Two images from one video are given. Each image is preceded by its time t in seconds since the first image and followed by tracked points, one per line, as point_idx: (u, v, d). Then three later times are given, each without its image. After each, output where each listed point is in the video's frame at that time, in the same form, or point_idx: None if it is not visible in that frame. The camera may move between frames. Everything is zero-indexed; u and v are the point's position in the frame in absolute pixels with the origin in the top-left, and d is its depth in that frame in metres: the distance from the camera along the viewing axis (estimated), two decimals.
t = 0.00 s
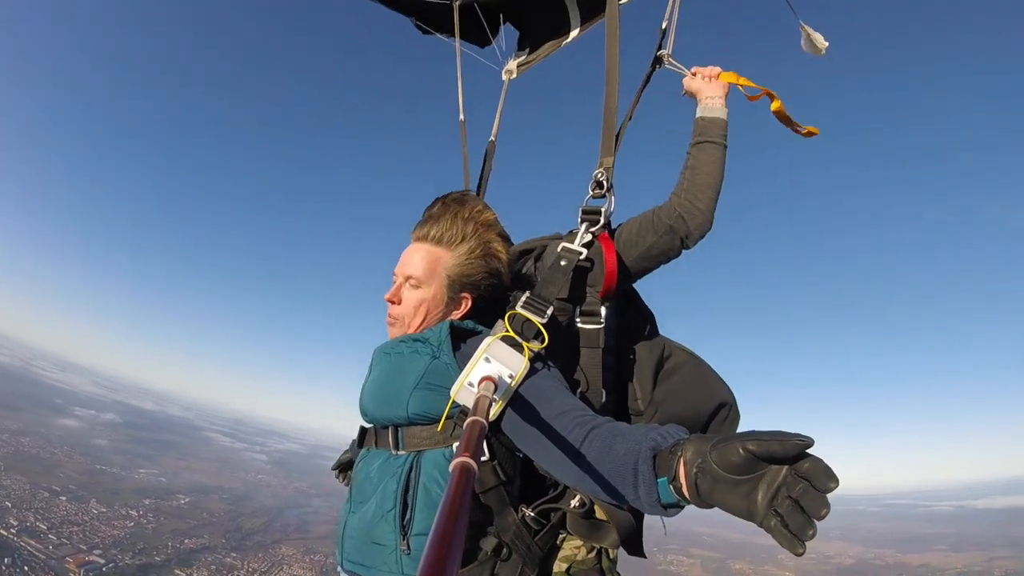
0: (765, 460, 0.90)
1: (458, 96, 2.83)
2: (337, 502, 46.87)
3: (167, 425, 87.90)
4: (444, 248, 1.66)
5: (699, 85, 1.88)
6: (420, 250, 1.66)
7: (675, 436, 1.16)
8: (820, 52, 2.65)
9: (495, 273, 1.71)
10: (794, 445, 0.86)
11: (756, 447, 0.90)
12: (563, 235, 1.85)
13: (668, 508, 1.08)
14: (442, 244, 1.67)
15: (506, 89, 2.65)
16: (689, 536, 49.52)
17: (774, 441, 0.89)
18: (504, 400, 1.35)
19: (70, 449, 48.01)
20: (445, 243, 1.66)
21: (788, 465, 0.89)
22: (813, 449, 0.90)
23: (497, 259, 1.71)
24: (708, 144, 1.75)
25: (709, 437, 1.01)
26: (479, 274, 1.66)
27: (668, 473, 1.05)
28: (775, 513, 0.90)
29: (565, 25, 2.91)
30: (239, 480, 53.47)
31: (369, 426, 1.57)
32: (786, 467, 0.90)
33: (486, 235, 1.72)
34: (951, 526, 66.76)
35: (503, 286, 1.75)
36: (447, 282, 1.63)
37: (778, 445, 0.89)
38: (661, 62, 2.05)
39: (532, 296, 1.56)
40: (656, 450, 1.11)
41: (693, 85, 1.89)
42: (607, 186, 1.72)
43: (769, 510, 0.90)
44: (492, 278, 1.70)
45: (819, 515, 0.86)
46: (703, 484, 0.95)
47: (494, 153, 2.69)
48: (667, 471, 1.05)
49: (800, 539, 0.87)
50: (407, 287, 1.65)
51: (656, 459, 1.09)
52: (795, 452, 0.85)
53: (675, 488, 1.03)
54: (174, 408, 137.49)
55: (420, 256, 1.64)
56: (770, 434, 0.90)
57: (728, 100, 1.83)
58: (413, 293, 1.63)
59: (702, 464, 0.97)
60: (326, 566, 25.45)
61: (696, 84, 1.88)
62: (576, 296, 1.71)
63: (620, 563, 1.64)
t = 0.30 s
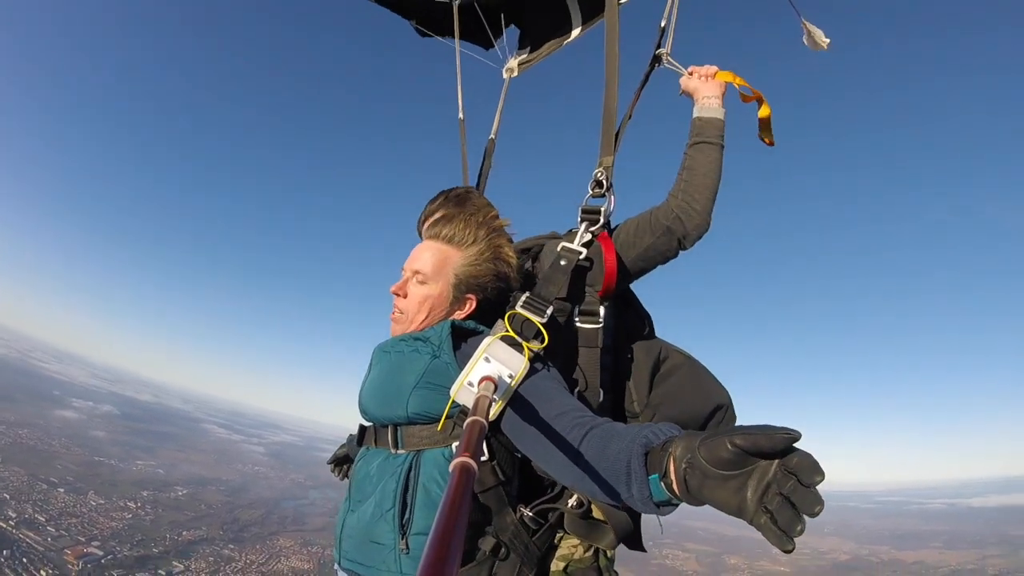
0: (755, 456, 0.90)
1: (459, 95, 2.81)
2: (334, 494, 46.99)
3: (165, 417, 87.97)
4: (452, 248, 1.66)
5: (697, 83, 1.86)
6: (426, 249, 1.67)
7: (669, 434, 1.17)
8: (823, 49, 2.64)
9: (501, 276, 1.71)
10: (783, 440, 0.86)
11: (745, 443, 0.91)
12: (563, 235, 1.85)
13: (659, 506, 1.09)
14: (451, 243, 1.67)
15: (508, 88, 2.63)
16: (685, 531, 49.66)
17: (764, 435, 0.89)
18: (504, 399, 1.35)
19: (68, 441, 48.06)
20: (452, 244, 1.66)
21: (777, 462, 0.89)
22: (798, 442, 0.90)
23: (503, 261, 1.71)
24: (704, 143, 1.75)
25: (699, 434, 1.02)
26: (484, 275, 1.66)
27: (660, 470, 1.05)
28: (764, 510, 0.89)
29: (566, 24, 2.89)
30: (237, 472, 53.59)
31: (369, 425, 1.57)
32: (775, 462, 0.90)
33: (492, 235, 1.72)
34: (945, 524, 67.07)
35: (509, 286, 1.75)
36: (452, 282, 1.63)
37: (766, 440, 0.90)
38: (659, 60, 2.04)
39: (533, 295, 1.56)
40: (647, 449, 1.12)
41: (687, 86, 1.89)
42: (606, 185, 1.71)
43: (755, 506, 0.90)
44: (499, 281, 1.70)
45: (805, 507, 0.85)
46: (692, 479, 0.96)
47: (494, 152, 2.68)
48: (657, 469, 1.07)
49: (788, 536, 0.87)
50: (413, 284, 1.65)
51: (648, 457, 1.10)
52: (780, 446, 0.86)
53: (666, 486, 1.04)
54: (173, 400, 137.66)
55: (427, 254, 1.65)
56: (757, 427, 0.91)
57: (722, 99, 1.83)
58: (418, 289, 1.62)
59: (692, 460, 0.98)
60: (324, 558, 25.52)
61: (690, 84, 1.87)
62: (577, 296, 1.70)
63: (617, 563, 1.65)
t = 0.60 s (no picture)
0: (746, 463, 0.92)
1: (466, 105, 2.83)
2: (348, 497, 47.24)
3: (182, 419, 89.15)
4: (457, 250, 1.67)
5: (691, 83, 1.85)
6: (432, 250, 1.67)
7: (664, 437, 1.18)
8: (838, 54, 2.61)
9: (506, 279, 1.72)
10: (772, 450, 0.88)
11: (735, 451, 0.92)
12: (563, 236, 1.86)
13: (653, 512, 1.10)
14: (456, 245, 1.67)
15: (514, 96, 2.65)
16: (700, 538, 49.10)
17: (754, 444, 0.90)
18: (504, 400, 1.35)
19: (87, 442, 48.88)
20: (458, 244, 1.67)
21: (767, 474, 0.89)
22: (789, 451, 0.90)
23: (508, 263, 1.72)
24: (702, 142, 1.73)
25: (690, 441, 1.03)
26: (488, 276, 1.67)
27: (651, 475, 1.08)
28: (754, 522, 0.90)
29: (573, 33, 2.89)
30: (253, 474, 54.14)
31: (372, 423, 1.57)
32: (764, 471, 0.91)
33: (496, 239, 1.73)
34: (968, 534, 65.52)
35: (512, 288, 1.75)
36: (456, 286, 1.64)
37: (756, 448, 0.90)
38: (656, 62, 2.04)
39: (533, 295, 1.57)
40: (641, 452, 1.14)
41: (680, 87, 1.88)
42: (606, 187, 1.72)
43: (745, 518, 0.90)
44: (501, 283, 1.71)
45: (792, 518, 0.85)
46: (683, 487, 0.97)
47: (501, 159, 2.69)
48: (650, 474, 1.09)
49: (781, 553, 0.86)
50: (417, 284, 1.65)
51: (640, 462, 1.12)
52: (773, 454, 0.87)
53: (658, 492, 1.05)
54: (190, 401, 139.60)
55: (432, 255, 1.66)
56: (750, 437, 0.91)
57: (714, 97, 1.82)
58: (422, 290, 1.63)
59: (682, 467, 0.99)
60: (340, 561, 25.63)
61: (683, 84, 1.86)
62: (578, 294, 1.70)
63: (621, 565, 1.64)
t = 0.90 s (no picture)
0: (738, 464, 0.92)
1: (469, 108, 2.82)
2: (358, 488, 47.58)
3: (194, 412, 90.12)
4: (459, 251, 1.67)
5: (686, 86, 1.84)
6: (434, 252, 1.68)
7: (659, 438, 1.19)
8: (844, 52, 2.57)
9: (507, 280, 1.72)
10: (767, 449, 0.88)
11: (729, 450, 0.93)
12: (564, 237, 1.86)
13: (648, 510, 1.12)
14: (457, 246, 1.68)
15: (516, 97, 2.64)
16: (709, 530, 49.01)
17: (747, 444, 0.91)
18: (504, 400, 1.36)
19: (100, 435, 49.53)
20: (460, 245, 1.68)
21: (759, 473, 0.91)
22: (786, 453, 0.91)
23: (509, 264, 1.72)
24: (699, 146, 1.73)
25: (685, 440, 1.05)
26: (489, 278, 1.67)
27: (647, 475, 1.09)
28: (747, 520, 0.91)
29: (576, 34, 2.88)
30: (263, 466, 54.65)
31: (374, 424, 1.58)
32: (757, 472, 0.92)
33: (498, 239, 1.73)
34: (979, 529, 65.11)
35: (513, 288, 1.76)
36: (457, 285, 1.64)
37: (751, 447, 0.90)
38: (653, 62, 2.03)
39: (534, 296, 1.57)
40: (636, 452, 1.16)
41: (674, 92, 1.87)
42: (605, 187, 1.71)
43: (740, 519, 0.91)
44: (503, 283, 1.71)
45: (789, 517, 0.86)
46: (676, 485, 0.99)
47: (504, 161, 2.69)
48: (645, 473, 1.10)
49: (770, 553, 0.88)
50: (419, 286, 1.66)
51: (637, 461, 1.13)
52: (766, 455, 0.87)
53: (652, 491, 1.08)
54: (201, 395, 141.24)
55: (434, 256, 1.66)
56: (746, 436, 0.92)
57: (706, 100, 1.81)
58: (424, 291, 1.64)
59: (677, 463, 1.00)
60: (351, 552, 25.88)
61: (676, 88, 1.86)
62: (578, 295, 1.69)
63: (624, 566, 1.64)
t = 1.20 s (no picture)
0: (739, 444, 0.93)
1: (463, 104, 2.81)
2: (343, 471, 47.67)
3: (180, 393, 89.59)
4: (457, 250, 1.67)
5: (678, 88, 1.83)
6: (433, 252, 1.67)
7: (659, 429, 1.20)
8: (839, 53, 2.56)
9: (505, 280, 1.71)
10: (764, 425, 0.89)
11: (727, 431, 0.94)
12: (563, 237, 1.86)
13: (649, 500, 1.12)
14: (456, 245, 1.68)
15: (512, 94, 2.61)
16: (691, 516, 49.71)
17: (750, 423, 0.91)
18: (504, 399, 1.36)
19: (85, 416, 49.08)
20: (458, 245, 1.67)
21: (758, 456, 0.92)
22: (779, 430, 0.94)
23: (507, 264, 1.71)
24: (694, 150, 1.73)
25: (683, 428, 1.06)
26: (488, 278, 1.66)
27: (648, 464, 1.10)
28: (749, 502, 0.92)
29: (570, 28, 2.86)
30: (249, 448, 54.55)
31: (372, 424, 1.59)
32: (756, 451, 0.93)
33: (496, 238, 1.72)
34: (955, 522, 66.43)
35: (513, 288, 1.74)
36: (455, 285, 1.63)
37: (752, 427, 0.91)
38: (649, 61, 2.02)
39: (533, 296, 1.57)
40: (635, 443, 1.17)
41: (666, 95, 1.86)
42: (604, 187, 1.71)
43: (742, 499, 0.92)
44: (503, 283, 1.69)
45: (788, 500, 0.88)
46: (676, 469, 1.00)
47: (499, 160, 2.68)
48: (643, 461, 1.12)
49: (771, 527, 0.89)
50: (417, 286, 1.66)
51: (636, 451, 1.14)
52: (765, 430, 0.88)
53: (652, 479, 1.08)
54: (187, 374, 140.52)
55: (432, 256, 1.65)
56: (744, 415, 0.95)
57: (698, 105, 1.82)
58: (422, 293, 1.64)
59: (676, 451, 1.01)
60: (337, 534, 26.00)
61: (669, 92, 1.86)
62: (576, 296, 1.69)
63: (622, 564, 1.66)
